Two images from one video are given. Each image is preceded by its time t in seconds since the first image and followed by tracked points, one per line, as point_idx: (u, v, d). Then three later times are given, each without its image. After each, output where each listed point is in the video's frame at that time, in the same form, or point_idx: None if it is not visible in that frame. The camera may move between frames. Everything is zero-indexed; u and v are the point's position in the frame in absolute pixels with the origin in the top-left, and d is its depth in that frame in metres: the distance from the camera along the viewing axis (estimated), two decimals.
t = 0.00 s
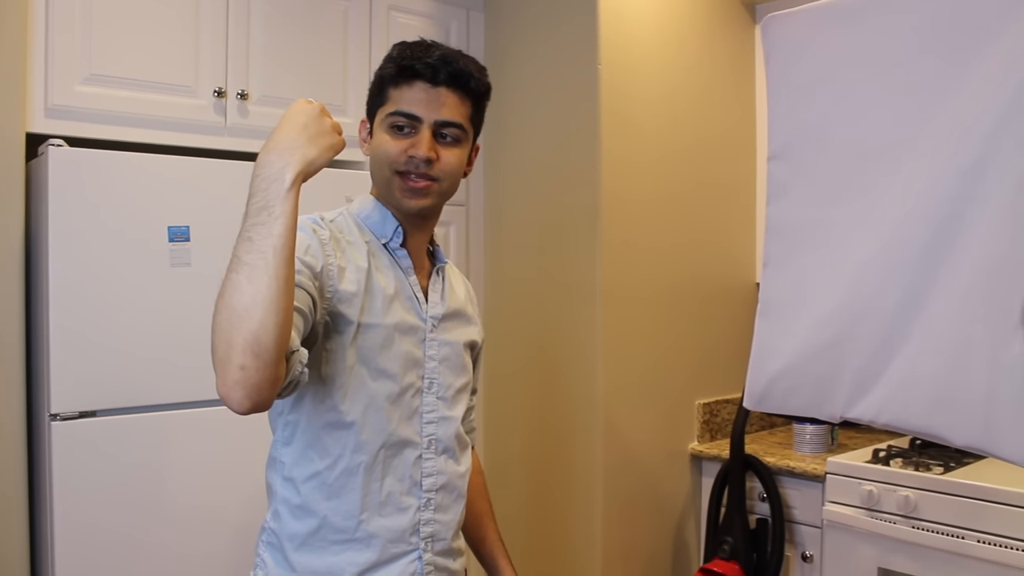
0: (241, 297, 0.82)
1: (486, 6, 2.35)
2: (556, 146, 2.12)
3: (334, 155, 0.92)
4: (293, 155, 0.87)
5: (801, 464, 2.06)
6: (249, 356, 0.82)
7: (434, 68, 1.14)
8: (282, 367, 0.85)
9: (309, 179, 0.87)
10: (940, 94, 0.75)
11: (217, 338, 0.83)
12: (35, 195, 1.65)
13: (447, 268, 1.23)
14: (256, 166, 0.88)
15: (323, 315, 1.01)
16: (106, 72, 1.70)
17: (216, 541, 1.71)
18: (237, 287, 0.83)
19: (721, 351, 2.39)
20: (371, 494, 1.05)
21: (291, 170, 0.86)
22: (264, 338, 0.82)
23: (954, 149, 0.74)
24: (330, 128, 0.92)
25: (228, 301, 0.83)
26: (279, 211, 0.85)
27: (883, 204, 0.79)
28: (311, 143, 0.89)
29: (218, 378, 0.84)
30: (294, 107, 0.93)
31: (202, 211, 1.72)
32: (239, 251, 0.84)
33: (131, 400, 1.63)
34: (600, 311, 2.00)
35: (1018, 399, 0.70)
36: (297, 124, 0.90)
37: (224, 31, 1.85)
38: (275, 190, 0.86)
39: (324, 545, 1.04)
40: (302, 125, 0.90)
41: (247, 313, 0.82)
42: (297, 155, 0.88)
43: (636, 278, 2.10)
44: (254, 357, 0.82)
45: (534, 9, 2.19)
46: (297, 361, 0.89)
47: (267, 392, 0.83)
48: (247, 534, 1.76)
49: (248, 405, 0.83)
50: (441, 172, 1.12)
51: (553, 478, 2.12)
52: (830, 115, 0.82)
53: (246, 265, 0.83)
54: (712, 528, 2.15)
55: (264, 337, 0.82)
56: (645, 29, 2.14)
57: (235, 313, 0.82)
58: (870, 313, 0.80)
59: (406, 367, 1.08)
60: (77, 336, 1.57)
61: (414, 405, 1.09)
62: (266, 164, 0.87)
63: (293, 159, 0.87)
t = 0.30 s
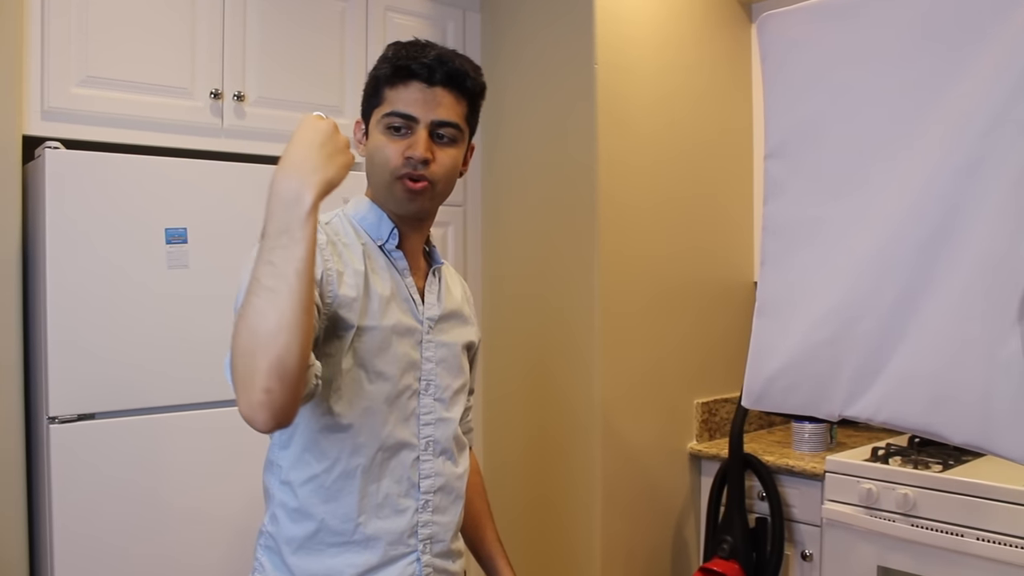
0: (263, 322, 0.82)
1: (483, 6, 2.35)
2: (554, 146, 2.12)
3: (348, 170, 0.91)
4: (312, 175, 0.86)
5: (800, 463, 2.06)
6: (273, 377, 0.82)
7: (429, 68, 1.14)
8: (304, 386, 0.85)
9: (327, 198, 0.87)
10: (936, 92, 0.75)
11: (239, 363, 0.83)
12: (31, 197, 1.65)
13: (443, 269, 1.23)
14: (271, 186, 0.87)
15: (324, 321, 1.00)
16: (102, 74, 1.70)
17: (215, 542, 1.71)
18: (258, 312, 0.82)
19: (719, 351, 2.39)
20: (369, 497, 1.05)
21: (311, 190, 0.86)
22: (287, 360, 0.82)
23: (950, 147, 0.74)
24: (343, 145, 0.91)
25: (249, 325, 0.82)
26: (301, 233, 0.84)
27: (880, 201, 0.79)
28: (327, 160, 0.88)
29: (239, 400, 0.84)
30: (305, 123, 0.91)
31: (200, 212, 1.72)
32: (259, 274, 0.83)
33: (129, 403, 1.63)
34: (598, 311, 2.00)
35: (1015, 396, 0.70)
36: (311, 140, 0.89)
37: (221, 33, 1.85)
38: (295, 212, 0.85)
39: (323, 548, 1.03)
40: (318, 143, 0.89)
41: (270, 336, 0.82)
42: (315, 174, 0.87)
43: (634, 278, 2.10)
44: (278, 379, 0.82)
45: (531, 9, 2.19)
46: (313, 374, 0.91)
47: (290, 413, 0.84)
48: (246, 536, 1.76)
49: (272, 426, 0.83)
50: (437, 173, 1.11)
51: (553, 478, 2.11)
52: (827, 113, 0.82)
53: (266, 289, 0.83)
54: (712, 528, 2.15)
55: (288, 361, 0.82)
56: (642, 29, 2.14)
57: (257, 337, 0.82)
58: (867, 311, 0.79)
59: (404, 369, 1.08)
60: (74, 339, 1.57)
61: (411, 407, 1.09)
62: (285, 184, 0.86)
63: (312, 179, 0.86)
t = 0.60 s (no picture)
0: (290, 349, 0.87)
1: (483, 7, 2.35)
2: (554, 147, 2.12)
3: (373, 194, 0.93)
4: (342, 207, 0.88)
5: (802, 464, 2.06)
6: (296, 403, 0.88)
7: (428, 68, 1.14)
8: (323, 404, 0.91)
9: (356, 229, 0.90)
10: (937, 92, 0.74)
11: (265, 384, 0.89)
12: (32, 199, 1.65)
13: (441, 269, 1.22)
14: (299, 211, 0.89)
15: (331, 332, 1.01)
16: (103, 76, 1.70)
17: (216, 544, 1.71)
18: (285, 338, 0.88)
19: (722, 351, 2.39)
20: (370, 499, 1.05)
21: (342, 226, 0.88)
22: (311, 386, 0.88)
23: (952, 147, 0.73)
24: (372, 171, 0.92)
25: (276, 351, 0.87)
26: (330, 267, 0.88)
27: (882, 200, 0.78)
28: (358, 189, 0.90)
29: (262, 416, 0.90)
30: (334, 144, 0.92)
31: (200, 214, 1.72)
32: (286, 303, 0.88)
33: (130, 405, 1.63)
34: (598, 311, 2.00)
35: (1018, 396, 0.69)
36: (342, 168, 0.89)
37: (221, 35, 1.85)
38: (325, 246, 0.88)
39: (324, 551, 1.03)
40: (348, 170, 0.90)
41: (295, 363, 0.87)
42: (345, 206, 0.88)
43: (634, 278, 2.10)
44: (300, 403, 0.88)
45: (531, 11, 2.19)
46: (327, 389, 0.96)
47: (309, 431, 0.91)
48: (247, 538, 1.76)
49: (292, 443, 0.90)
50: (437, 172, 1.11)
51: (554, 479, 2.11)
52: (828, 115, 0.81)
53: (293, 318, 0.88)
54: (713, 529, 2.15)
55: (313, 386, 0.88)
56: (642, 29, 2.14)
57: (284, 363, 0.87)
58: (868, 312, 0.79)
59: (404, 370, 1.08)
60: (75, 341, 1.57)
61: (411, 408, 1.09)
62: (316, 218, 0.88)
63: (342, 213, 0.88)
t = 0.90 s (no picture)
0: (298, 354, 0.88)
1: (480, 7, 2.35)
2: (550, 147, 2.12)
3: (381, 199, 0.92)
4: (354, 215, 0.88)
5: (797, 464, 2.06)
6: (307, 406, 0.88)
7: (416, 68, 1.14)
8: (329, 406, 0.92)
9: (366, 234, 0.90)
10: (934, 92, 0.73)
11: (272, 387, 0.89)
12: (28, 199, 1.65)
13: (432, 267, 1.21)
14: (308, 217, 0.89)
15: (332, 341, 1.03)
16: (99, 76, 1.70)
17: (212, 545, 1.71)
18: (294, 344, 0.88)
19: (718, 352, 2.40)
20: (362, 498, 1.05)
21: (354, 233, 0.88)
22: (322, 389, 0.88)
23: (949, 147, 0.72)
24: (381, 176, 0.91)
25: (285, 355, 0.88)
26: (341, 274, 0.88)
27: (879, 200, 0.77)
28: (369, 193, 0.89)
29: (269, 418, 0.90)
30: (341, 148, 0.90)
31: (197, 214, 1.71)
32: (295, 308, 0.88)
33: (125, 405, 1.63)
34: (595, 311, 2.00)
35: (1014, 397, 0.69)
36: (352, 173, 0.89)
37: (217, 35, 1.85)
38: (337, 253, 0.88)
39: (316, 550, 1.04)
40: (357, 176, 0.89)
41: (307, 367, 0.87)
42: (357, 213, 0.88)
43: (631, 278, 2.10)
44: (310, 406, 0.88)
45: (527, 12, 2.19)
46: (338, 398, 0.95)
47: (314, 433, 0.91)
48: (242, 538, 1.75)
49: (299, 444, 0.91)
50: (427, 172, 1.10)
51: (551, 479, 2.11)
52: (825, 118, 0.80)
53: (302, 323, 0.88)
54: (709, 528, 2.16)
55: (322, 388, 0.88)
56: (639, 30, 2.14)
57: (293, 367, 0.88)
58: (864, 313, 0.78)
59: (396, 370, 1.09)
60: (70, 341, 1.57)
61: (403, 407, 1.09)
62: (329, 226, 0.87)
63: (354, 220, 0.88)
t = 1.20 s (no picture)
0: (291, 358, 0.88)
1: (483, 9, 2.35)
2: (552, 149, 2.13)
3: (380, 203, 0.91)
4: (349, 222, 0.87)
5: (800, 467, 2.06)
6: (297, 410, 0.89)
7: (416, 69, 1.14)
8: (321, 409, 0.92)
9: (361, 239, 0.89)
10: (938, 95, 0.73)
11: (265, 389, 0.89)
12: (31, 200, 1.65)
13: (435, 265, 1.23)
14: (307, 221, 0.88)
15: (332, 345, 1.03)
16: (103, 78, 1.70)
17: (214, 547, 1.70)
18: (287, 347, 0.88)
19: (721, 354, 2.40)
20: (363, 500, 1.04)
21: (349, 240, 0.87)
22: (313, 393, 0.89)
23: (953, 150, 0.72)
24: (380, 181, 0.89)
25: (277, 359, 0.88)
26: (336, 280, 0.88)
27: (882, 203, 0.77)
28: (366, 200, 0.88)
29: (261, 419, 0.91)
30: (341, 152, 0.88)
31: (200, 216, 1.72)
32: (289, 312, 0.88)
33: (128, 406, 1.63)
34: (597, 313, 2.00)
35: (1019, 401, 0.68)
36: (350, 179, 0.87)
37: (221, 36, 1.85)
38: (332, 259, 0.87)
39: (318, 551, 1.04)
40: (356, 182, 0.87)
41: (297, 371, 0.88)
42: (352, 220, 0.87)
43: (633, 279, 2.10)
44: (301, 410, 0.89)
45: (530, 14, 2.20)
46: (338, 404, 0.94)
47: (306, 435, 0.92)
48: (245, 540, 1.75)
49: (291, 446, 0.91)
50: (429, 172, 1.10)
51: (554, 480, 2.11)
52: (828, 120, 0.80)
53: (296, 327, 0.88)
54: (712, 530, 2.15)
55: (313, 393, 0.89)
56: (642, 32, 2.14)
57: (285, 369, 0.88)
58: (867, 316, 0.78)
59: (396, 372, 1.09)
60: (72, 342, 1.57)
61: (404, 409, 1.09)
62: (324, 232, 0.87)
63: (350, 228, 0.87)
